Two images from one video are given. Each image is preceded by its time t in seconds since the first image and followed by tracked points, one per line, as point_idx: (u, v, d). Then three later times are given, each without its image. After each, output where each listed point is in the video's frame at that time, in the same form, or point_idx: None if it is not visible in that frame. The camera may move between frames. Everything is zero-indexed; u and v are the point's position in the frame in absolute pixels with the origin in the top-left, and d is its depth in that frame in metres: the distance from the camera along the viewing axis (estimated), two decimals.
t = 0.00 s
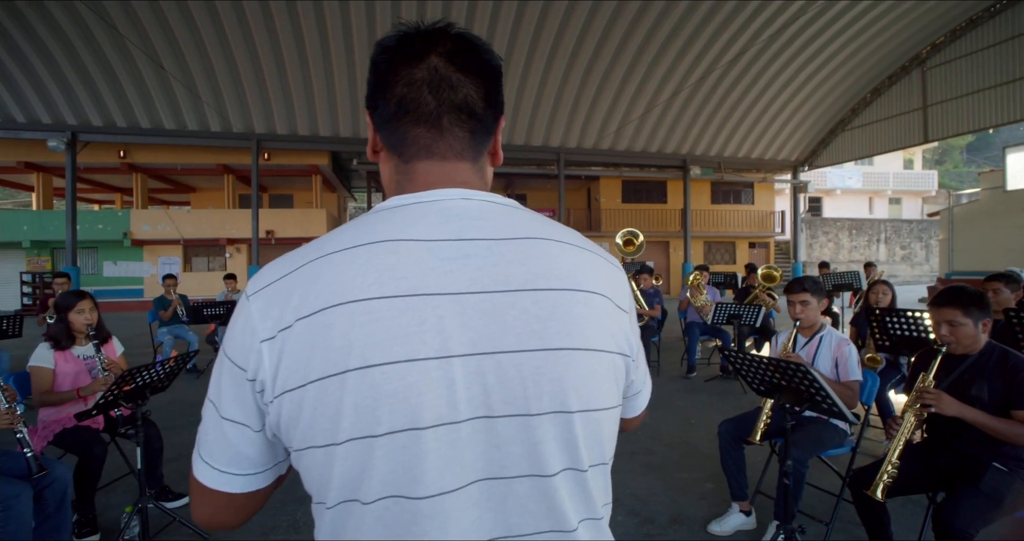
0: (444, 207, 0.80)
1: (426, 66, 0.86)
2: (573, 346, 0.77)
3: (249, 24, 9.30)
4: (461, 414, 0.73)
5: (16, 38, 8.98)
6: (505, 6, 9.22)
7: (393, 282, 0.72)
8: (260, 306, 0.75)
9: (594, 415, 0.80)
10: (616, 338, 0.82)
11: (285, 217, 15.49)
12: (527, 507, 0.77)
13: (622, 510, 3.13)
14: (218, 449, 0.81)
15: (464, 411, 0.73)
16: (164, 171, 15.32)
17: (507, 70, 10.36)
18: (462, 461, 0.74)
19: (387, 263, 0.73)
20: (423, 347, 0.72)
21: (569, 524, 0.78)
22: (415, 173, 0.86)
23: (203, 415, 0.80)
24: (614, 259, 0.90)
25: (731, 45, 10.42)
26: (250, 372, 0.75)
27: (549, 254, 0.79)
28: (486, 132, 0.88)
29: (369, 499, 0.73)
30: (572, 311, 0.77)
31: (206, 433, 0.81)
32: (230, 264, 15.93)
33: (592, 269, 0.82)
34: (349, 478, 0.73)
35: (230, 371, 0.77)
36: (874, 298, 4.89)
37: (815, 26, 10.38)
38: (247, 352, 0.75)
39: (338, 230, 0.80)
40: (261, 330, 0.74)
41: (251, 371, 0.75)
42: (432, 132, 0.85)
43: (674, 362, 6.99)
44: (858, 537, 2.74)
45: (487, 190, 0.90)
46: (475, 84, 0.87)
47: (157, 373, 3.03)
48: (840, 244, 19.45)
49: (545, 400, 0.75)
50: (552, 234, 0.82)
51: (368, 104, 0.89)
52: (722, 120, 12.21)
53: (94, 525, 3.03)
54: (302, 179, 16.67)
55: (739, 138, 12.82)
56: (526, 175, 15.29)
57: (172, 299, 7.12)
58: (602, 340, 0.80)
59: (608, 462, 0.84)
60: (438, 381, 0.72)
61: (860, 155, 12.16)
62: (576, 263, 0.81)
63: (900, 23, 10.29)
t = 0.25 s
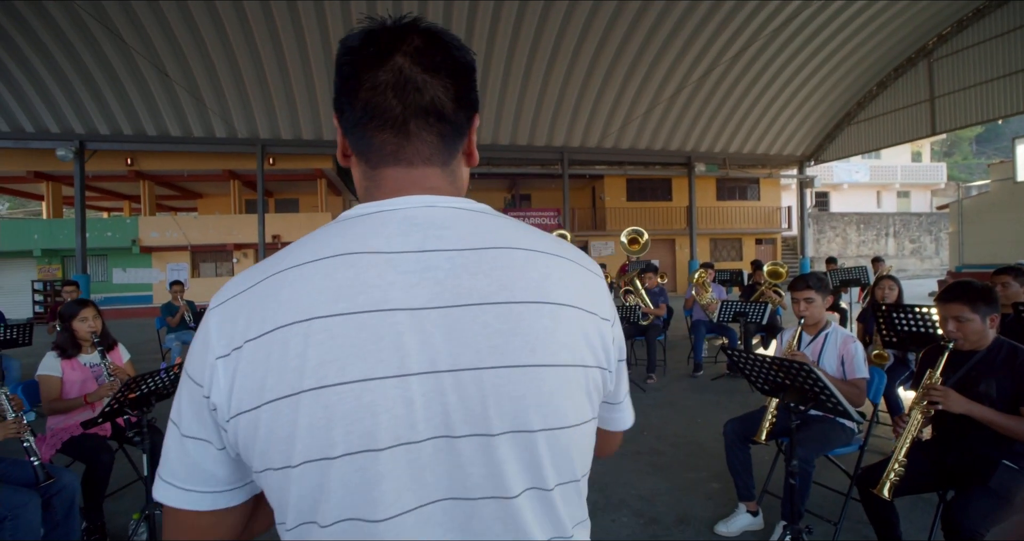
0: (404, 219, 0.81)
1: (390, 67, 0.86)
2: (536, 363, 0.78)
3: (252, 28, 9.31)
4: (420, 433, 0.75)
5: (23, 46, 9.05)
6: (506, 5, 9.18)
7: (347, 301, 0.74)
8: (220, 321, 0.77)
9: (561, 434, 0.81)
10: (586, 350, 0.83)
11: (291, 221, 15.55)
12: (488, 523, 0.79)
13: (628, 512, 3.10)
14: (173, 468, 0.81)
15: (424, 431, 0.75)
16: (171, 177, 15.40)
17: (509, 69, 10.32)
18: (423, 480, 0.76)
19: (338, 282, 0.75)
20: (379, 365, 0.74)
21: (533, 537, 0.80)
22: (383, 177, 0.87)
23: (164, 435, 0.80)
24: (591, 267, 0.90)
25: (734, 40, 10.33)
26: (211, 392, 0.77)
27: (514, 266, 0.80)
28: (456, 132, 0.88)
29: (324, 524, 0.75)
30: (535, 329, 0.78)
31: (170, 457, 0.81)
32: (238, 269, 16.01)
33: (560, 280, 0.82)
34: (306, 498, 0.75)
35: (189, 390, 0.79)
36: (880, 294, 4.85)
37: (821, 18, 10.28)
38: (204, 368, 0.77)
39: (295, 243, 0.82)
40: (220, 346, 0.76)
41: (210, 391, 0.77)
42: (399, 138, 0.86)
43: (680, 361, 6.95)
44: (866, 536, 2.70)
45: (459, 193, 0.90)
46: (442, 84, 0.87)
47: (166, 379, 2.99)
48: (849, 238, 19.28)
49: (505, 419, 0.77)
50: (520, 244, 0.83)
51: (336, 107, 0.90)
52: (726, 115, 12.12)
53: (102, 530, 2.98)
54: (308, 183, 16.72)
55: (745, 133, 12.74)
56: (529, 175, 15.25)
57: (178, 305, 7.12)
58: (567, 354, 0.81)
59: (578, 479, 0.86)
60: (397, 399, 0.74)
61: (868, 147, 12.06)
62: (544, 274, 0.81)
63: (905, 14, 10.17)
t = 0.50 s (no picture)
0: (392, 230, 0.82)
1: (383, 78, 0.88)
2: (525, 379, 0.78)
3: (264, 41, 9.46)
4: (411, 448, 0.75)
5: (45, 62, 9.31)
6: (515, 12, 9.25)
7: (331, 316, 0.76)
8: (218, 330, 0.81)
9: (554, 449, 0.80)
10: (581, 363, 0.81)
11: (304, 230, 15.69)
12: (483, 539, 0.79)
13: (640, 520, 3.07)
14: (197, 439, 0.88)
15: (414, 446, 0.75)
16: (187, 189, 15.64)
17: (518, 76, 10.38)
18: (414, 496, 0.76)
19: (324, 296, 0.77)
20: (363, 381, 0.75)
21: None
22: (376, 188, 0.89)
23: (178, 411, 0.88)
24: (589, 274, 0.88)
25: (744, 42, 10.29)
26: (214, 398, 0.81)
27: (503, 277, 0.79)
28: (451, 140, 0.88)
29: (312, 538, 0.77)
30: (525, 342, 0.78)
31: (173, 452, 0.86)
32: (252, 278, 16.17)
33: (552, 292, 0.81)
34: (295, 509, 0.77)
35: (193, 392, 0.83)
36: (895, 298, 4.78)
37: (831, 19, 10.23)
38: (208, 370, 0.82)
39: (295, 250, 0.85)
40: (220, 354, 0.80)
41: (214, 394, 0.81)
42: (392, 148, 0.87)
43: (693, 367, 6.88)
44: None
45: (456, 200, 0.90)
46: (434, 93, 0.87)
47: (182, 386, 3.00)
48: (864, 242, 19.03)
49: (494, 435, 0.77)
50: (519, 257, 0.82)
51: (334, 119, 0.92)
52: (736, 118, 12.05)
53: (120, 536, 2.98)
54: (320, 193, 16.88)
55: (756, 136, 12.66)
56: (539, 181, 15.27)
57: (194, 314, 7.21)
58: (561, 369, 0.80)
59: (577, 495, 0.84)
60: (383, 415, 0.75)
61: (882, 150, 11.90)
62: (536, 287, 0.80)
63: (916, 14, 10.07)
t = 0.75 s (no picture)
0: (408, 227, 0.81)
1: (390, 79, 0.83)
2: (538, 369, 0.77)
3: (278, 34, 9.50)
4: (425, 435, 0.75)
5: (64, 56, 9.46)
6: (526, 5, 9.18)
7: (351, 306, 0.75)
8: (239, 321, 0.81)
9: (565, 438, 0.79)
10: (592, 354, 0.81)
11: (317, 223, 15.80)
12: (493, 528, 0.78)
13: (646, 513, 3.06)
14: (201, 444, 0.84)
15: (429, 432, 0.76)
16: (202, 182, 15.80)
17: (529, 71, 10.33)
18: (424, 482, 0.76)
19: (346, 286, 0.76)
20: (380, 368, 0.75)
21: None
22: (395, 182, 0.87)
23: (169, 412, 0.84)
24: (605, 271, 0.86)
25: (759, 34, 10.18)
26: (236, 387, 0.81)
27: (519, 268, 0.78)
28: (463, 138, 0.86)
29: (326, 523, 0.77)
30: (540, 333, 0.77)
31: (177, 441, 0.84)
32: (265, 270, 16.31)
33: (567, 284, 0.80)
34: (314, 492, 0.77)
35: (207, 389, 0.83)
36: (909, 295, 4.72)
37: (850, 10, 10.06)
38: (224, 366, 0.81)
39: (313, 243, 0.84)
40: (239, 343, 0.81)
41: (234, 384, 0.81)
42: (407, 149, 0.86)
43: (704, 363, 6.84)
44: None
45: (471, 194, 0.89)
46: (443, 93, 0.84)
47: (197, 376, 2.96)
48: (881, 237, 18.75)
49: (506, 423, 0.76)
50: (536, 249, 0.81)
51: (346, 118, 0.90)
52: (751, 111, 11.89)
53: (137, 522, 2.85)
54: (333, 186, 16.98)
55: (772, 130, 12.49)
56: (551, 175, 15.22)
57: (209, 306, 7.29)
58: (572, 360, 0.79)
59: (583, 483, 0.83)
60: (397, 402, 0.75)
61: (902, 143, 11.69)
62: (549, 278, 0.79)
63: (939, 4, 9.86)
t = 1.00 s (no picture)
0: (419, 221, 0.81)
1: (419, 73, 0.83)
2: (537, 365, 0.78)
3: (293, 30, 9.56)
4: (427, 428, 0.76)
5: (84, 51, 9.61)
6: None
7: (359, 300, 0.76)
8: (254, 310, 0.81)
9: (560, 433, 0.80)
10: (591, 353, 0.81)
11: (330, 218, 15.91)
12: (488, 518, 0.79)
13: (650, 512, 3.07)
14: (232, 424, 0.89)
15: (429, 426, 0.76)
16: (217, 176, 15.97)
17: (542, 67, 10.31)
18: (425, 472, 0.77)
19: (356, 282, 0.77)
20: (386, 364, 0.75)
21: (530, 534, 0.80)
22: (411, 179, 0.87)
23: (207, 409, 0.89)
24: (608, 274, 0.85)
25: (776, 31, 10.10)
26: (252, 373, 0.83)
27: (523, 267, 0.79)
28: (482, 138, 0.87)
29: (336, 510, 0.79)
30: (540, 332, 0.78)
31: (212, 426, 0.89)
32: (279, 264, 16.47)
33: (569, 283, 0.80)
34: (323, 480, 0.79)
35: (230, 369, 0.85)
36: (921, 298, 4.67)
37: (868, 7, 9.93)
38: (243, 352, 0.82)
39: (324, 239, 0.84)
40: (255, 328, 0.81)
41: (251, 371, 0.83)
42: (428, 145, 0.86)
43: (713, 362, 6.81)
44: None
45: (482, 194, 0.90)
46: (470, 92, 0.84)
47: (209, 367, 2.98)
48: (897, 238, 18.49)
49: (504, 419, 0.77)
50: (542, 249, 0.81)
51: (367, 106, 0.89)
52: (766, 108, 11.75)
53: (151, 508, 2.91)
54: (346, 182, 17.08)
55: (788, 127, 12.35)
56: (562, 172, 15.18)
57: (222, 298, 7.38)
58: (570, 359, 0.79)
59: (578, 473, 0.84)
60: (402, 395, 0.76)
61: (921, 142, 11.48)
62: (550, 277, 0.79)
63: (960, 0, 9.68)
